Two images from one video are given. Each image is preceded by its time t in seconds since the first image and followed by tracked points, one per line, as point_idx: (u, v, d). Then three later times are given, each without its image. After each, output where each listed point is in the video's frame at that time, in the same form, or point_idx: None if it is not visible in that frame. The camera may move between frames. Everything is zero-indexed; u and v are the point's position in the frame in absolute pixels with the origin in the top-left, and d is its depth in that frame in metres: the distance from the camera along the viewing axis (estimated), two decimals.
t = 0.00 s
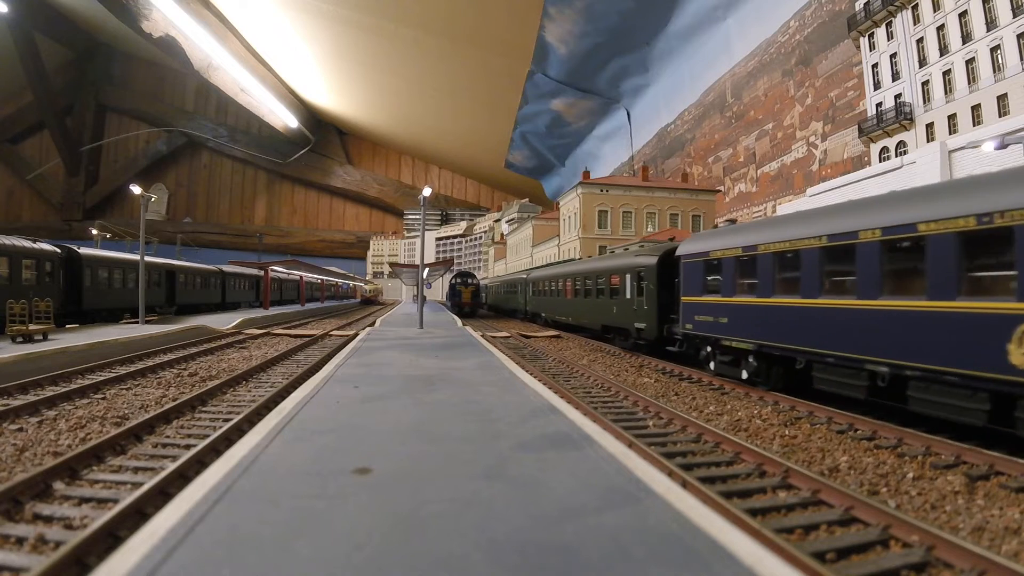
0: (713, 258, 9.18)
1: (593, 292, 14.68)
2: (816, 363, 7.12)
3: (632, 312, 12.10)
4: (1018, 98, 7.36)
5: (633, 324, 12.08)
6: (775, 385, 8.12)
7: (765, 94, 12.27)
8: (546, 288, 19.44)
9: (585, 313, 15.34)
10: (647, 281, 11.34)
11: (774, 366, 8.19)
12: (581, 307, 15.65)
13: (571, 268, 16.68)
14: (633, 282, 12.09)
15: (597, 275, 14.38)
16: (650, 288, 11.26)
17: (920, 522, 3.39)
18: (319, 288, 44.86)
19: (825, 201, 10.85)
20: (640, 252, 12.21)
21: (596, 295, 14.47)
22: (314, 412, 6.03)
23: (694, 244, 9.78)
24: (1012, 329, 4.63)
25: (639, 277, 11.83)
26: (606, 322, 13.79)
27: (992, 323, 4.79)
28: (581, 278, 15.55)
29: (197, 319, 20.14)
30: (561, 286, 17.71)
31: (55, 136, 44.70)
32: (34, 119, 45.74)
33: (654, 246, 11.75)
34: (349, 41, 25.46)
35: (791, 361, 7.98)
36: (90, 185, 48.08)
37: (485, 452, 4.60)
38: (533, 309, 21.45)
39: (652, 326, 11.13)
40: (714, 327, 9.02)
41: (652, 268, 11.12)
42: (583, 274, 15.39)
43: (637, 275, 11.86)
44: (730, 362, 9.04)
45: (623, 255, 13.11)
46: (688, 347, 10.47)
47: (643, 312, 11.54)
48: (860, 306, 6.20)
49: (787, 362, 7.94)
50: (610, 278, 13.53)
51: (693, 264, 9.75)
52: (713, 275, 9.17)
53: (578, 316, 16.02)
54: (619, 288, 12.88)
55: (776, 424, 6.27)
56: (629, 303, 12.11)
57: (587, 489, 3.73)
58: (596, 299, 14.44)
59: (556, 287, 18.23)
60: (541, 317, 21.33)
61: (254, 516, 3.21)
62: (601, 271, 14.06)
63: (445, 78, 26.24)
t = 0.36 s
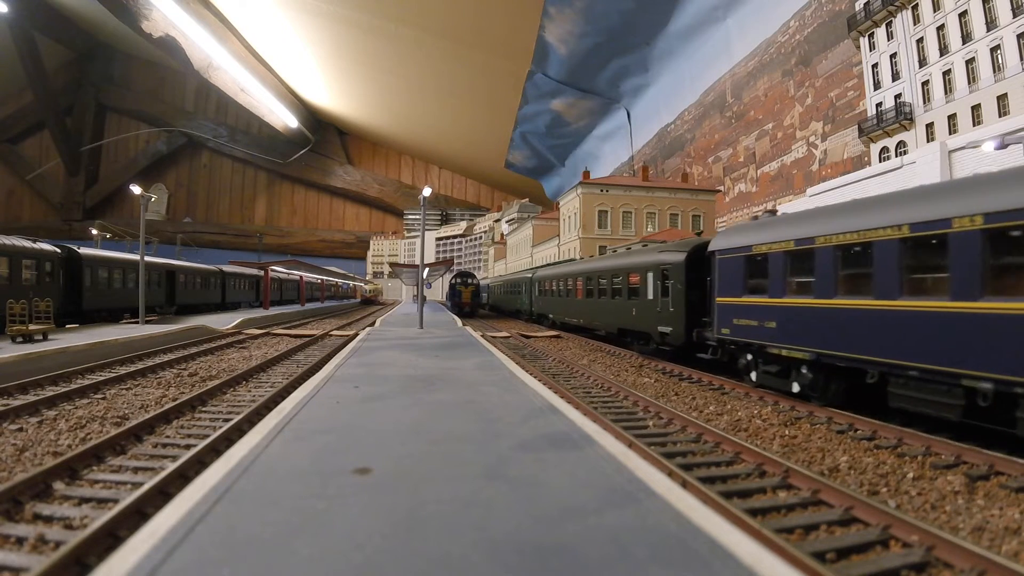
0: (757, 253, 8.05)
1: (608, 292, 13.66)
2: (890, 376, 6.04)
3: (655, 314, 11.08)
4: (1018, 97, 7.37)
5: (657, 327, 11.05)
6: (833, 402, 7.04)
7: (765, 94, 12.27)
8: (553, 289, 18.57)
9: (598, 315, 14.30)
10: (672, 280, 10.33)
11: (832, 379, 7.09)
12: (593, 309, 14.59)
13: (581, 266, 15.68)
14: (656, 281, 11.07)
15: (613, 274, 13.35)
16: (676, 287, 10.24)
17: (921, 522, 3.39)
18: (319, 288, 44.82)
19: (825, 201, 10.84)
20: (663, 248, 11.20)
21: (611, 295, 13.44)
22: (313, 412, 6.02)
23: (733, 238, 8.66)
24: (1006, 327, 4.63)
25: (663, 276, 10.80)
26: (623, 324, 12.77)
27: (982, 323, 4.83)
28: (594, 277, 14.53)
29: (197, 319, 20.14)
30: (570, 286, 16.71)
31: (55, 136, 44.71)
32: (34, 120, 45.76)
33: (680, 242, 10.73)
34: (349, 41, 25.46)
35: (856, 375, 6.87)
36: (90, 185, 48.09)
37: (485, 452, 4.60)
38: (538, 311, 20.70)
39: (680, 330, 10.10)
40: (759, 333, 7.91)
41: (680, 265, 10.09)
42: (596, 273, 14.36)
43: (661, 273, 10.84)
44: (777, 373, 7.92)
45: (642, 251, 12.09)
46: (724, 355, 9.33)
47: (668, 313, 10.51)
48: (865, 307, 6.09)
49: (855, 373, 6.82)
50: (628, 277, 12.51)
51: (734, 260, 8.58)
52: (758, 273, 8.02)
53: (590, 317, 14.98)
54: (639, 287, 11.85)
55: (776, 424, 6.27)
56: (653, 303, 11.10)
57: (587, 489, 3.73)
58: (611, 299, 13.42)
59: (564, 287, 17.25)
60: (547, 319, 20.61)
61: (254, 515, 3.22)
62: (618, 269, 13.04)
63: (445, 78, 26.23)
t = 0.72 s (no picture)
0: (808, 247, 6.91)
1: (624, 292, 12.57)
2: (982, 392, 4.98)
3: (681, 317, 9.96)
4: (1018, 97, 7.38)
5: (683, 332, 9.92)
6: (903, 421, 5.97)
7: (765, 94, 12.26)
8: (562, 288, 17.57)
9: (613, 317, 13.20)
10: (701, 279, 9.25)
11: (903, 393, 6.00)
12: (608, 311, 13.48)
13: (594, 264, 14.61)
14: (682, 280, 9.96)
15: (631, 272, 12.23)
16: (705, 287, 9.15)
17: (920, 521, 3.40)
18: (319, 288, 44.76)
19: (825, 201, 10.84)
20: (689, 243, 10.10)
21: (628, 296, 12.35)
22: (313, 412, 6.02)
23: (775, 232, 7.55)
24: (1001, 330, 4.57)
25: (691, 274, 9.69)
26: (642, 328, 11.66)
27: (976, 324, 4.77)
28: (609, 276, 13.42)
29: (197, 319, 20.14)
30: (581, 285, 15.63)
31: (55, 135, 44.74)
32: (34, 119, 45.73)
33: (709, 236, 9.63)
34: (348, 41, 25.46)
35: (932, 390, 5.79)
36: (90, 185, 48.09)
37: (485, 451, 4.61)
38: (545, 311, 19.81)
39: (711, 335, 8.96)
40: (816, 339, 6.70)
41: (711, 262, 8.98)
42: (611, 271, 13.25)
43: (689, 271, 9.74)
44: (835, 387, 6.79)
45: (666, 247, 10.99)
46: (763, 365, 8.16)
47: (696, 317, 9.39)
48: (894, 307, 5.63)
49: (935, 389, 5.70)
50: (649, 275, 11.41)
51: (780, 254, 7.40)
52: (809, 269, 6.88)
53: (604, 320, 13.88)
54: (663, 288, 10.72)
55: (776, 424, 6.27)
56: (678, 305, 10.00)
57: (588, 490, 3.70)
58: (629, 300, 12.32)
59: (575, 286, 16.20)
60: (555, 320, 19.74)
61: (253, 516, 3.22)
62: (637, 268, 11.93)
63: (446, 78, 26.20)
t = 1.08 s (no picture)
0: (879, 239, 6.02)
1: (645, 293, 11.64)
2: None
3: (714, 319, 9.06)
4: (1018, 97, 7.38)
5: (716, 337, 9.02)
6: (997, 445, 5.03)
7: (765, 94, 12.23)
8: (571, 288, 16.61)
9: (631, 320, 12.25)
10: (739, 278, 8.39)
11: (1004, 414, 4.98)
12: (625, 313, 12.52)
13: (608, 262, 13.64)
14: (715, 278, 9.10)
15: (653, 271, 11.32)
16: (746, 288, 8.26)
17: (921, 521, 3.40)
18: (319, 288, 44.74)
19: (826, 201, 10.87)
20: (723, 239, 9.24)
21: (649, 297, 11.43)
22: (313, 412, 6.01)
23: (836, 223, 6.61)
24: (987, 328, 4.75)
25: (727, 272, 8.82)
26: (666, 332, 10.73)
27: (965, 322, 4.95)
28: (627, 275, 12.46)
29: (197, 319, 20.14)
30: (593, 285, 14.63)
31: (55, 135, 44.76)
32: (34, 119, 45.73)
33: (746, 231, 8.78)
34: (348, 40, 25.43)
35: None
36: (90, 185, 48.10)
37: (485, 451, 4.60)
38: (552, 313, 18.85)
39: (752, 340, 8.09)
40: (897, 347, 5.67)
41: (752, 258, 8.15)
42: (630, 270, 12.31)
43: (725, 268, 8.86)
44: (913, 405, 5.83)
45: (694, 243, 10.10)
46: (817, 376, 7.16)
47: (733, 319, 8.51)
48: (960, 310, 5.00)
49: None
50: (674, 275, 10.52)
51: (844, 248, 6.45)
52: (882, 265, 5.98)
53: (620, 322, 12.91)
54: (692, 288, 9.82)
55: (776, 424, 6.27)
56: (712, 307, 9.09)
57: (587, 491, 3.69)
58: (650, 301, 11.40)
59: (586, 286, 15.21)
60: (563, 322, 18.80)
61: (253, 516, 3.22)
62: (660, 266, 11.03)
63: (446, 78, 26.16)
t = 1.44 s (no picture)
0: (982, 229, 4.73)
1: (670, 292, 10.34)
2: None
3: (759, 324, 7.76)
4: (1018, 97, 7.37)
5: (762, 345, 7.71)
6: None
7: (765, 94, 12.18)
8: (582, 288, 15.36)
9: (653, 323, 10.93)
10: (790, 275, 7.14)
11: None
12: (647, 316, 11.20)
13: (626, 259, 12.34)
14: (761, 277, 7.78)
15: (681, 270, 9.97)
16: (799, 286, 6.99)
17: (919, 520, 3.41)
18: (319, 288, 44.69)
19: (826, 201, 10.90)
20: (768, 231, 7.92)
21: (676, 298, 10.10)
22: (313, 412, 6.01)
23: (919, 211, 5.33)
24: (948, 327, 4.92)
25: (776, 269, 7.50)
26: (696, 338, 9.40)
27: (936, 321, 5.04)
28: (650, 274, 11.14)
29: (197, 319, 20.15)
30: (608, 284, 13.34)
31: (55, 135, 44.80)
32: (35, 119, 45.75)
33: (797, 221, 7.47)
34: (348, 40, 25.43)
35: None
36: (90, 185, 48.13)
37: (485, 451, 4.61)
38: (561, 314, 17.69)
39: (810, 349, 6.78)
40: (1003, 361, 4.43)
41: (809, 252, 6.83)
42: (653, 268, 10.98)
43: (774, 265, 7.54)
44: None
45: (731, 237, 8.78)
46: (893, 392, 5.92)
47: (785, 324, 7.20)
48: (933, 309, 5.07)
49: None
50: (707, 271, 9.22)
51: (934, 239, 5.14)
52: (988, 258, 4.70)
53: (641, 326, 11.59)
54: (730, 288, 8.49)
55: (776, 424, 6.26)
56: (756, 310, 7.81)
57: (588, 491, 3.69)
58: (676, 303, 10.07)
59: (599, 286, 13.94)
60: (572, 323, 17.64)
61: (253, 516, 3.22)
62: (689, 263, 9.71)
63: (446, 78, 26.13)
